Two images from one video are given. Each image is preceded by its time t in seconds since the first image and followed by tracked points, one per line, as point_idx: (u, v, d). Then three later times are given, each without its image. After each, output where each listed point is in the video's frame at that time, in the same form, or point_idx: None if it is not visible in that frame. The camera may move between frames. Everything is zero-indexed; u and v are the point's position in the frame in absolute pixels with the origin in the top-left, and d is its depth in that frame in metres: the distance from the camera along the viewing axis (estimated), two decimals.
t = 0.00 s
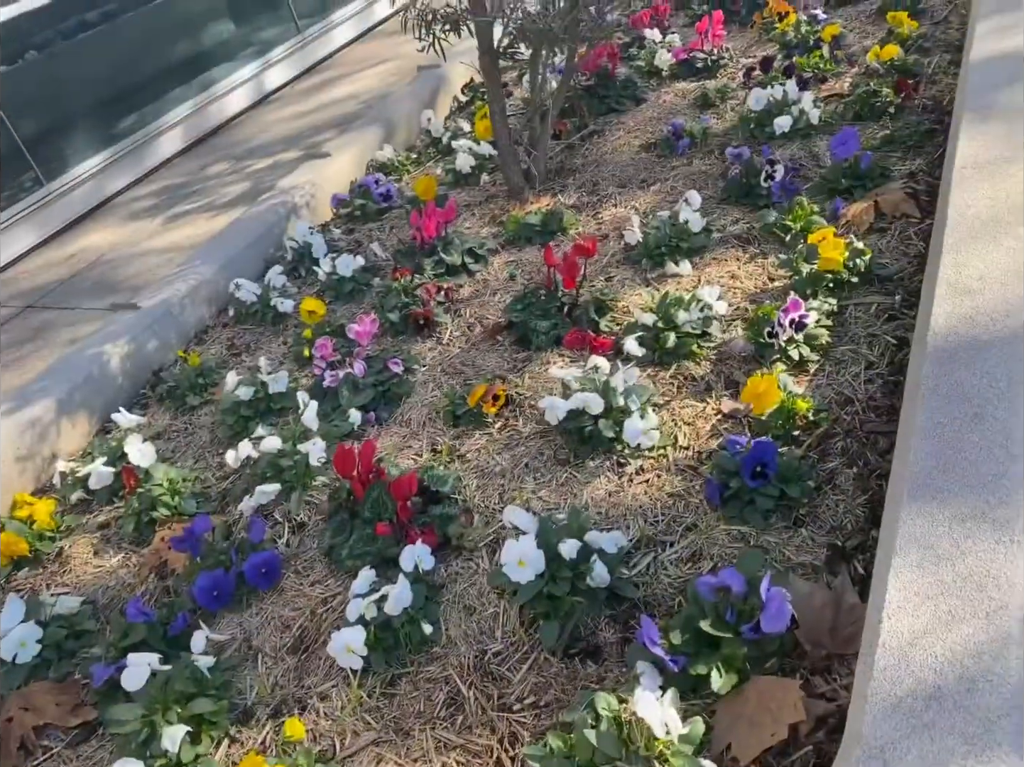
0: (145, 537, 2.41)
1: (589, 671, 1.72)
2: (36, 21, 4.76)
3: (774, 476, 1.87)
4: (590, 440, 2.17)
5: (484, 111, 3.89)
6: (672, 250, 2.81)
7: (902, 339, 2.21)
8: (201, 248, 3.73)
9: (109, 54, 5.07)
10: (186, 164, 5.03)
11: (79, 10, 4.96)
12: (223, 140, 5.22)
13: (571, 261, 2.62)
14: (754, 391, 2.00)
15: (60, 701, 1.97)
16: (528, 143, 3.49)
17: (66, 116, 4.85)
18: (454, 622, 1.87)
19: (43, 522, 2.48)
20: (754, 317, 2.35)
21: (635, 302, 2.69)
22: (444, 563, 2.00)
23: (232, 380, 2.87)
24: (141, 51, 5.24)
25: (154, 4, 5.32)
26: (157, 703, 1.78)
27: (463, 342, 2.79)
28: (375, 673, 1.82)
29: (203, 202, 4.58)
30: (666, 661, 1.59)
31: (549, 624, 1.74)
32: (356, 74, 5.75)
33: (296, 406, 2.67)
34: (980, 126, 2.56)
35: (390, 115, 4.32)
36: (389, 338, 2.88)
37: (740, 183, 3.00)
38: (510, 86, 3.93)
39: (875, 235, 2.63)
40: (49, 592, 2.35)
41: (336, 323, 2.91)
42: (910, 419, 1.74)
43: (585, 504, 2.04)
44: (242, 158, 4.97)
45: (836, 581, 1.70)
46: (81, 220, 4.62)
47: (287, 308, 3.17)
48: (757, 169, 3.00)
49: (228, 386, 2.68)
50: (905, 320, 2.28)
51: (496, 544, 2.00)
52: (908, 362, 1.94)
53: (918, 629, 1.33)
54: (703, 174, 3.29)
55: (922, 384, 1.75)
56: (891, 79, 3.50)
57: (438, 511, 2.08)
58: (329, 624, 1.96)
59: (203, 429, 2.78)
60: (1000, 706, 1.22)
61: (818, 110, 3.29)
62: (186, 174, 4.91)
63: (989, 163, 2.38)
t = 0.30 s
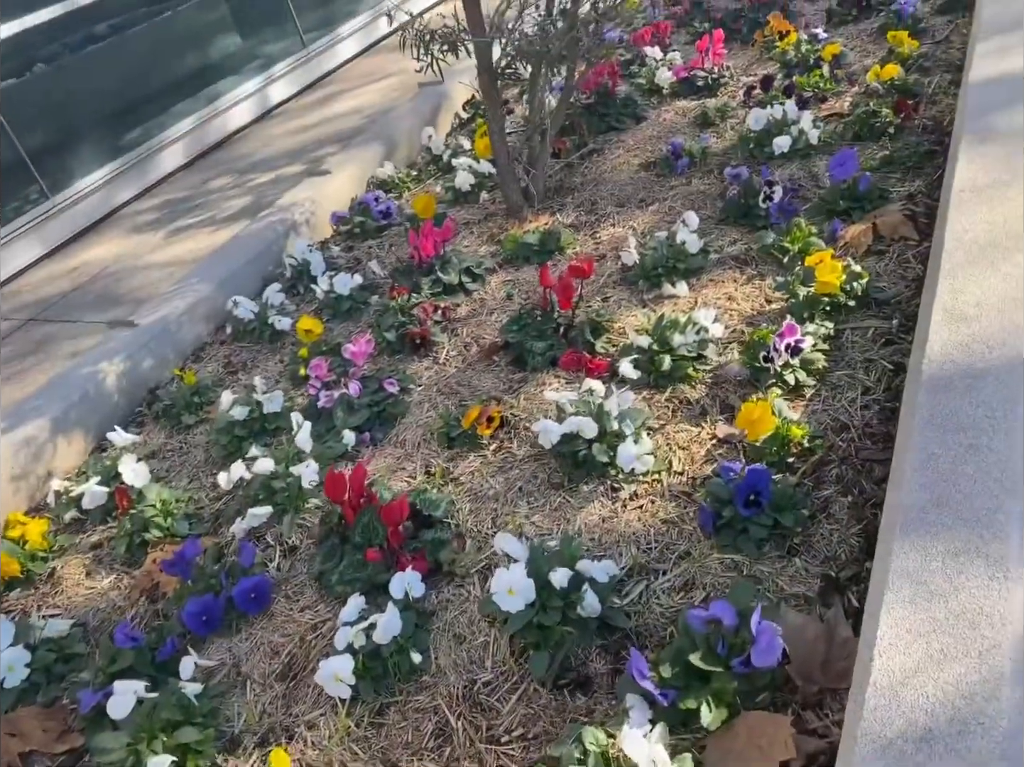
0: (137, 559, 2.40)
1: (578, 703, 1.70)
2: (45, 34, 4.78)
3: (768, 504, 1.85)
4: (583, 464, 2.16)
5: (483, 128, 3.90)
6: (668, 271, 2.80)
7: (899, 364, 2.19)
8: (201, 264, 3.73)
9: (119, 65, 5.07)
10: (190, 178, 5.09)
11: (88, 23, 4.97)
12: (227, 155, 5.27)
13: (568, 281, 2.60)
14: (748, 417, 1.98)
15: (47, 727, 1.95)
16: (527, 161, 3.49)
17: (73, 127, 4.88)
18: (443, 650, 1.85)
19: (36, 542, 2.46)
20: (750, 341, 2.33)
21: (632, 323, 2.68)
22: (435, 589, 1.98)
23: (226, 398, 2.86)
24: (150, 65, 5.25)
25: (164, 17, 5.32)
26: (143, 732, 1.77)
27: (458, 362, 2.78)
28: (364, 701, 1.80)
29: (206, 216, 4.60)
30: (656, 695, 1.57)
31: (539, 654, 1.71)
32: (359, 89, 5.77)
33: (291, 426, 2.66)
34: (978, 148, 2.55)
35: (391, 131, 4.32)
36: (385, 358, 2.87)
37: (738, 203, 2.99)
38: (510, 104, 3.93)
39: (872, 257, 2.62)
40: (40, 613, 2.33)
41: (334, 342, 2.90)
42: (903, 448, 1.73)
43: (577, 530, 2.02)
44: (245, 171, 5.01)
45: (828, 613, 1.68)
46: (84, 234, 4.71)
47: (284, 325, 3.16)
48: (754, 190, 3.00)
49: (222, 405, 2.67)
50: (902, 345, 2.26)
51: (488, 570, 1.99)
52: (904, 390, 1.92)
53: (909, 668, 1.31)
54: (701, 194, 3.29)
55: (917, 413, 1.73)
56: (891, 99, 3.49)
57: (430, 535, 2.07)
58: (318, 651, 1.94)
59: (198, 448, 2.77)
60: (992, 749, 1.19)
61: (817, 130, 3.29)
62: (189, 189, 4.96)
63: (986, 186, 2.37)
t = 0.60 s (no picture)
0: (125, 586, 2.37)
1: (569, 743, 1.67)
2: (47, 51, 4.85)
3: (762, 537, 1.82)
4: (576, 494, 2.13)
5: (480, 150, 3.89)
6: (663, 296, 2.78)
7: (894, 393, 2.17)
8: (196, 284, 3.71)
9: (119, 82, 5.16)
10: (188, 195, 5.17)
11: (89, 41, 5.06)
12: (225, 172, 5.36)
13: (562, 306, 2.58)
14: (742, 447, 1.95)
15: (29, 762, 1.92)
16: (523, 183, 3.48)
17: (73, 141, 4.97)
18: (432, 686, 1.82)
19: (22, 569, 2.42)
20: (746, 368, 2.31)
21: (626, 349, 2.66)
22: (425, 621, 1.95)
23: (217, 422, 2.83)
24: (150, 82, 5.34)
25: (164, 36, 5.43)
26: None
27: (452, 386, 2.75)
28: (351, 737, 1.77)
29: (204, 233, 4.62)
30: (647, 734, 1.53)
31: (529, 691, 1.69)
32: (357, 108, 5.80)
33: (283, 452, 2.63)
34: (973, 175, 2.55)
35: (388, 151, 4.32)
36: (378, 381, 2.84)
37: (734, 227, 2.99)
38: (507, 126, 3.93)
39: (868, 283, 2.60)
40: (25, 642, 2.30)
41: (327, 366, 2.88)
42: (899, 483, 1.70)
43: (569, 562, 1.99)
44: (244, 189, 5.06)
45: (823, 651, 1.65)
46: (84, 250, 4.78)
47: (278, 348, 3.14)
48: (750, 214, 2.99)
49: (213, 430, 2.65)
50: (898, 373, 2.25)
51: (479, 602, 1.96)
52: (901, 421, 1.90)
53: (904, 713, 1.28)
54: (697, 217, 3.28)
55: (913, 446, 1.71)
56: (887, 123, 3.49)
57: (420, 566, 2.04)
58: (305, 685, 1.91)
59: (189, 473, 2.75)
60: None
61: (813, 154, 3.29)
62: (187, 205, 5.03)
63: (981, 213, 2.36)
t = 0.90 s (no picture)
0: (106, 616, 2.32)
1: None
2: (45, 70, 4.82)
3: (752, 571, 1.80)
4: (565, 524, 2.10)
5: (471, 173, 3.89)
6: (653, 322, 2.77)
7: (885, 422, 2.16)
8: (185, 306, 3.69)
9: (112, 101, 5.17)
10: (181, 214, 5.18)
11: (85, 60, 5.03)
12: (218, 191, 5.38)
13: (552, 331, 2.55)
14: (732, 477, 1.93)
15: None
16: (514, 207, 3.48)
17: (66, 164, 4.97)
18: (416, 722, 1.79)
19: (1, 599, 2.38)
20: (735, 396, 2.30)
21: (616, 374, 2.64)
22: (410, 655, 1.92)
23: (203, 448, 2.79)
24: (145, 102, 5.38)
25: (160, 55, 5.47)
26: None
27: (440, 410, 2.72)
28: None
29: (195, 253, 4.61)
30: None
31: (515, 728, 1.65)
32: (351, 129, 5.82)
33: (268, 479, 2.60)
34: (962, 203, 2.55)
35: (380, 173, 4.32)
36: (366, 407, 2.82)
37: (724, 253, 2.98)
38: (498, 150, 3.93)
39: (858, 310, 2.59)
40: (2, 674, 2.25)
41: (315, 391, 2.85)
42: (889, 517, 1.69)
43: (557, 594, 1.96)
44: (236, 208, 5.05)
45: (812, 687, 1.62)
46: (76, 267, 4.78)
47: (266, 372, 3.11)
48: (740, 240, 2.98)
49: (199, 456, 2.61)
50: (888, 402, 2.23)
51: (465, 636, 1.93)
52: (892, 451, 1.89)
53: (896, 756, 1.25)
54: (687, 242, 3.27)
55: (903, 480, 1.70)
56: (876, 148, 3.50)
57: (405, 598, 2.00)
58: (287, 722, 1.87)
59: (174, 499, 2.71)
60: None
61: (803, 179, 3.29)
62: (180, 224, 5.03)
63: (970, 242, 2.36)
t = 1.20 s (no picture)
0: (84, 650, 2.28)
1: None
2: (36, 91, 4.82)
3: (739, 606, 1.78)
4: (550, 556, 2.08)
5: (459, 199, 3.90)
6: (640, 349, 2.77)
7: (872, 453, 2.16)
8: (171, 330, 3.66)
9: (102, 123, 5.17)
10: (170, 236, 5.15)
11: (76, 82, 5.03)
12: (208, 213, 5.36)
13: (539, 360, 2.53)
14: (719, 509, 1.91)
15: None
16: (501, 234, 3.47)
17: (54, 186, 4.95)
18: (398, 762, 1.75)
19: None
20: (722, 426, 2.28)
21: (603, 402, 2.63)
22: (393, 692, 1.89)
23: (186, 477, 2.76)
24: (137, 124, 5.38)
25: (152, 77, 5.48)
26: None
27: (426, 438, 2.70)
28: None
29: (183, 276, 4.58)
30: None
31: None
32: (340, 153, 5.83)
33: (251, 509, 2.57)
34: (947, 234, 2.56)
35: (369, 198, 4.32)
36: (351, 434, 2.79)
37: (710, 280, 2.99)
38: (486, 176, 3.94)
39: (844, 339, 2.60)
40: None
41: (299, 418, 2.83)
42: (876, 552, 1.67)
43: (543, 629, 1.94)
44: (225, 231, 5.04)
45: (800, 727, 1.60)
46: (63, 290, 4.74)
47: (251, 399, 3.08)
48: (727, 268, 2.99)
49: (181, 485, 2.58)
50: (875, 433, 2.23)
51: (449, 672, 1.90)
52: (878, 484, 1.88)
53: None
54: (675, 269, 3.28)
55: (890, 515, 1.69)
56: (862, 176, 3.53)
57: (388, 633, 1.97)
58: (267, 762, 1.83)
59: (155, 529, 2.67)
60: None
61: (789, 208, 3.31)
62: (169, 246, 5.01)
63: (956, 273, 2.37)
